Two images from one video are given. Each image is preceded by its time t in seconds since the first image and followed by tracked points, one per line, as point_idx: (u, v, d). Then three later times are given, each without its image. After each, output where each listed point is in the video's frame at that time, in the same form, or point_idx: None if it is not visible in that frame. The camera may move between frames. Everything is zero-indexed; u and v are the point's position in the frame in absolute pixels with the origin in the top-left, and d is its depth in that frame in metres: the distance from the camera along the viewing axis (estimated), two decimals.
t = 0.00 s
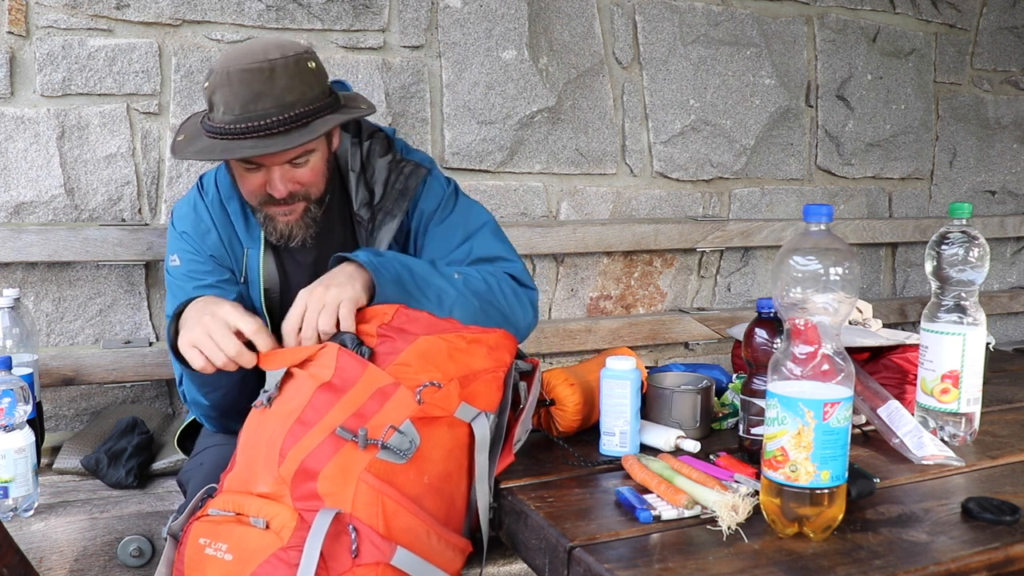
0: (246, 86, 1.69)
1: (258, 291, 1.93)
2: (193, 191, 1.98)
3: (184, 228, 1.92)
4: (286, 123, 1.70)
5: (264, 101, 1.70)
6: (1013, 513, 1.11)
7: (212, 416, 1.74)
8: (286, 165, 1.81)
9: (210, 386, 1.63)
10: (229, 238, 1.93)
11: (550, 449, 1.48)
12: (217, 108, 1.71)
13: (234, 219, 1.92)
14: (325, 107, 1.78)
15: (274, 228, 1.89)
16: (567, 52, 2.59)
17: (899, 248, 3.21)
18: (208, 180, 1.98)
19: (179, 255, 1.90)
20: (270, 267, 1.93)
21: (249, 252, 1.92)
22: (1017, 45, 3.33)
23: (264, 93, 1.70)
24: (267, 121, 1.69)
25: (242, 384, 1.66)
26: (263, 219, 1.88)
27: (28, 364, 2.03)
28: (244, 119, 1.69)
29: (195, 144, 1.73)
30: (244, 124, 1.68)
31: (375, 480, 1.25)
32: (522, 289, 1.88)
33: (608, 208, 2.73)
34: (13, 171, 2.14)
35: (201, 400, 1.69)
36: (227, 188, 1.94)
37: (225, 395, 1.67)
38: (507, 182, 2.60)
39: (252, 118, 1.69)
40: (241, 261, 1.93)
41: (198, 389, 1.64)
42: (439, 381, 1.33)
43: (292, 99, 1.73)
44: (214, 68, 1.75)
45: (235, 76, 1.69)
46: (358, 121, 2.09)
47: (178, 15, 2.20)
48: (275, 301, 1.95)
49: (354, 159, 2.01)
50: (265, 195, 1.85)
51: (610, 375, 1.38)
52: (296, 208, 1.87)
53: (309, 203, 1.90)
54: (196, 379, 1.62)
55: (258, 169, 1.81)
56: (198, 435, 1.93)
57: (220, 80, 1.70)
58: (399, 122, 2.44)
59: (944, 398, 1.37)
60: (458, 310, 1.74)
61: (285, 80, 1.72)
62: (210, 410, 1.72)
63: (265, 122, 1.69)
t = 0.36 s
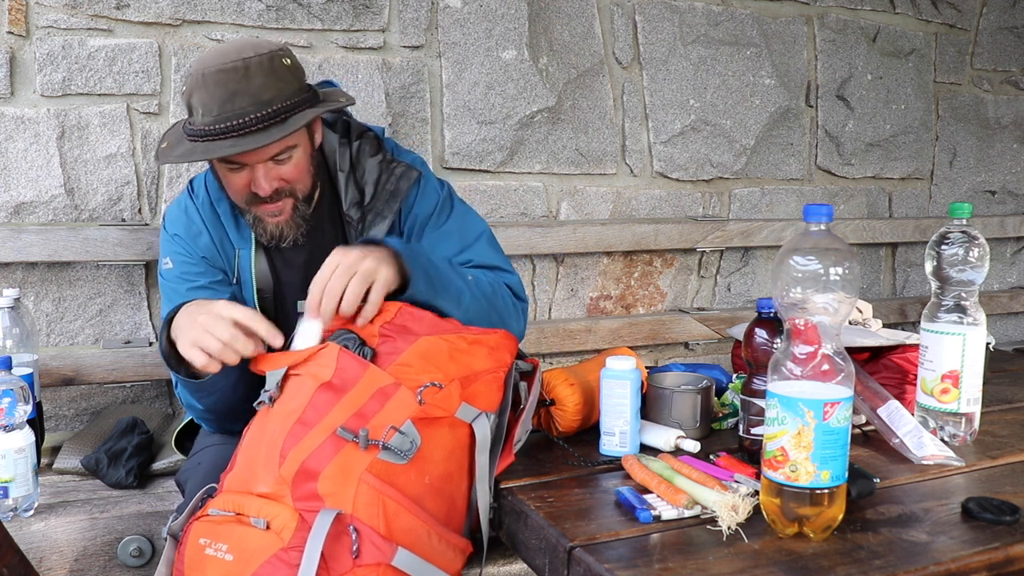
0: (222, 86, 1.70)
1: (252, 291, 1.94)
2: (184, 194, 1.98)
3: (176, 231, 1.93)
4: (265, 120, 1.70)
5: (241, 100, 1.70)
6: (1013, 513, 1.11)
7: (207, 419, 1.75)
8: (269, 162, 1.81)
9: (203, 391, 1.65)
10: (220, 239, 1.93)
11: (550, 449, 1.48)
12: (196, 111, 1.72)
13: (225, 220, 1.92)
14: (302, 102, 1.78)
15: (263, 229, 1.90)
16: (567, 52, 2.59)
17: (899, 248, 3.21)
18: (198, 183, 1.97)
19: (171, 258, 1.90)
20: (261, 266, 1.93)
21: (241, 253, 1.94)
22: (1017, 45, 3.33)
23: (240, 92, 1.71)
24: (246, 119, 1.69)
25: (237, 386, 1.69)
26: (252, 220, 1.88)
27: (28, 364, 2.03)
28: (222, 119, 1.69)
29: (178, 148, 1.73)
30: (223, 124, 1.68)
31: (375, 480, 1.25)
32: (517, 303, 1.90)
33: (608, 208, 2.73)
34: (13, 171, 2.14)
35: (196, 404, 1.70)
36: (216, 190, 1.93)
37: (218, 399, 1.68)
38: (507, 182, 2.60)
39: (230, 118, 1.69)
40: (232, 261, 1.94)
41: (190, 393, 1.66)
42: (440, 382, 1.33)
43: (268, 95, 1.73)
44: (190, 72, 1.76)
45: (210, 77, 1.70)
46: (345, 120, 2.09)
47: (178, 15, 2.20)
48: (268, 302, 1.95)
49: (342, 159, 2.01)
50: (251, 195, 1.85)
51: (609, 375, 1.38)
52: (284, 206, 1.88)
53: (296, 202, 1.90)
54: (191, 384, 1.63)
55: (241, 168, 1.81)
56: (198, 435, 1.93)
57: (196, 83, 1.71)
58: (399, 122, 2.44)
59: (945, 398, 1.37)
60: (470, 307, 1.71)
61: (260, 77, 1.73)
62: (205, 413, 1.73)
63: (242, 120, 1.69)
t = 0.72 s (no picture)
0: (222, 74, 1.71)
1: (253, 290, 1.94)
2: (184, 194, 1.98)
3: (177, 230, 1.92)
4: (265, 107, 1.71)
5: (241, 88, 1.72)
6: (1013, 513, 1.11)
7: (218, 416, 1.73)
8: (270, 151, 1.80)
9: (229, 386, 1.64)
10: (222, 237, 1.93)
11: (550, 449, 1.48)
12: (196, 103, 1.73)
13: (225, 219, 1.93)
14: (301, 89, 1.79)
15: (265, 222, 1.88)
16: (567, 52, 2.59)
17: (899, 248, 3.21)
18: (198, 183, 1.98)
19: (172, 257, 1.89)
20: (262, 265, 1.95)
21: (242, 251, 1.93)
22: (1017, 45, 3.33)
23: (240, 80, 1.72)
24: (246, 107, 1.69)
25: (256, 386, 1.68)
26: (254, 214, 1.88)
27: (28, 364, 2.03)
28: (222, 108, 1.70)
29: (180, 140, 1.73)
30: (224, 112, 1.69)
31: (375, 481, 1.25)
32: (518, 304, 1.92)
33: (608, 208, 2.73)
34: (13, 171, 2.14)
35: (214, 401, 1.67)
36: (217, 190, 1.95)
37: (240, 394, 1.66)
38: (507, 182, 2.60)
39: (231, 105, 1.70)
40: (232, 260, 1.94)
41: (213, 387, 1.64)
42: (440, 382, 1.33)
43: (268, 83, 1.74)
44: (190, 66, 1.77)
45: (210, 67, 1.71)
46: (343, 119, 2.08)
47: (178, 16, 2.21)
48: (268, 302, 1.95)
49: (341, 158, 2.01)
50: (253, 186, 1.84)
51: (610, 375, 1.38)
52: (285, 197, 1.87)
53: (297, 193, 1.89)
54: (217, 377, 1.61)
55: (243, 159, 1.80)
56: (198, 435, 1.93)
57: (196, 75, 1.72)
58: (399, 122, 2.44)
59: (944, 398, 1.37)
60: (477, 295, 1.74)
61: (259, 65, 1.74)
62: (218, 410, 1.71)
63: (243, 107, 1.69)
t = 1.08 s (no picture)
0: (230, 60, 1.74)
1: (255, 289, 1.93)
2: (187, 192, 1.98)
3: (180, 229, 1.91)
4: (271, 93, 1.72)
5: (248, 75, 1.74)
6: (1013, 513, 1.11)
7: (220, 414, 1.73)
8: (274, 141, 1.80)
9: (230, 379, 1.64)
10: (224, 235, 1.92)
11: (550, 449, 1.48)
12: (204, 88, 1.75)
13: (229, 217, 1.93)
14: (308, 81, 1.81)
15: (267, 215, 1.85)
16: (567, 52, 2.59)
17: (899, 248, 3.21)
18: (201, 181, 1.97)
19: (174, 257, 1.89)
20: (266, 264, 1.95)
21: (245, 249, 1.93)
22: (1017, 45, 3.33)
23: (247, 67, 1.74)
24: (252, 92, 1.71)
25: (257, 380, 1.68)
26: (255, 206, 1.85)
27: (28, 364, 2.03)
28: (229, 93, 1.71)
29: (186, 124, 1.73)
30: (229, 97, 1.70)
31: (375, 480, 1.25)
32: (518, 307, 1.89)
33: (608, 208, 2.73)
34: (13, 171, 2.14)
35: (214, 396, 1.67)
36: (220, 188, 1.93)
37: (239, 389, 1.66)
38: (507, 182, 2.60)
39: (238, 90, 1.72)
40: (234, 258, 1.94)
41: (214, 381, 1.64)
42: (440, 382, 1.33)
43: (276, 71, 1.76)
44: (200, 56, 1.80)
45: (219, 52, 1.75)
46: (347, 119, 2.09)
47: (178, 16, 2.21)
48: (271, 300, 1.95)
49: (345, 156, 2.01)
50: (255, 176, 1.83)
51: (609, 375, 1.38)
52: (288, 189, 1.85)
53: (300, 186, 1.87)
54: (217, 371, 1.62)
55: (246, 148, 1.80)
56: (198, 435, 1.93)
57: (206, 61, 1.76)
58: (399, 122, 2.44)
59: (944, 398, 1.37)
60: (468, 313, 1.72)
61: (267, 54, 1.77)
62: (218, 408, 1.71)
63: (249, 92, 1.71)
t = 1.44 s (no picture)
0: (229, 47, 1.79)
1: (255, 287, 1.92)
2: (187, 192, 1.98)
3: (179, 228, 1.91)
4: (268, 80, 1.78)
5: (246, 61, 1.79)
6: (1013, 513, 1.11)
7: (217, 414, 1.73)
8: (269, 128, 1.85)
9: (222, 379, 1.64)
10: (223, 234, 1.93)
11: (550, 449, 1.48)
12: (204, 74, 1.80)
13: (229, 216, 1.93)
14: (305, 71, 1.86)
15: (261, 204, 1.88)
16: (566, 52, 2.59)
17: (899, 248, 3.21)
18: (201, 181, 1.98)
19: (174, 256, 1.88)
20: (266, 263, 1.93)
21: (244, 248, 1.92)
22: (1017, 45, 3.33)
23: (245, 53, 1.79)
24: (249, 77, 1.76)
25: (251, 380, 1.67)
26: (249, 195, 1.87)
27: (28, 364, 2.03)
28: (226, 78, 1.77)
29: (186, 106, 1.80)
30: (227, 81, 1.76)
31: (375, 480, 1.25)
32: (513, 300, 1.89)
33: (608, 208, 2.73)
34: (13, 171, 2.14)
35: (208, 397, 1.67)
36: (221, 186, 1.95)
37: (234, 389, 1.66)
38: (507, 182, 2.60)
39: (236, 75, 1.77)
40: (233, 258, 1.93)
41: (208, 381, 1.64)
42: (440, 382, 1.33)
43: (274, 59, 1.81)
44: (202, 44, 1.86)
45: (219, 39, 1.81)
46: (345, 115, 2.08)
47: (178, 16, 2.21)
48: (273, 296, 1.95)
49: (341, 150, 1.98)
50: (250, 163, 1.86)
51: (610, 375, 1.38)
52: (283, 178, 1.88)
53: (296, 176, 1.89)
54: (210, 370, 1.62)
55: (242, 134, 1.85)
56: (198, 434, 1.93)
57: (206, 48, 1.82)
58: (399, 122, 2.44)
59: (944, 398, 1.37)
60: (480, 292, 1.71)
61: (266, 42, 1.82)
62: (214, 408, 1.71)
63: (246, 77, 1.76)
